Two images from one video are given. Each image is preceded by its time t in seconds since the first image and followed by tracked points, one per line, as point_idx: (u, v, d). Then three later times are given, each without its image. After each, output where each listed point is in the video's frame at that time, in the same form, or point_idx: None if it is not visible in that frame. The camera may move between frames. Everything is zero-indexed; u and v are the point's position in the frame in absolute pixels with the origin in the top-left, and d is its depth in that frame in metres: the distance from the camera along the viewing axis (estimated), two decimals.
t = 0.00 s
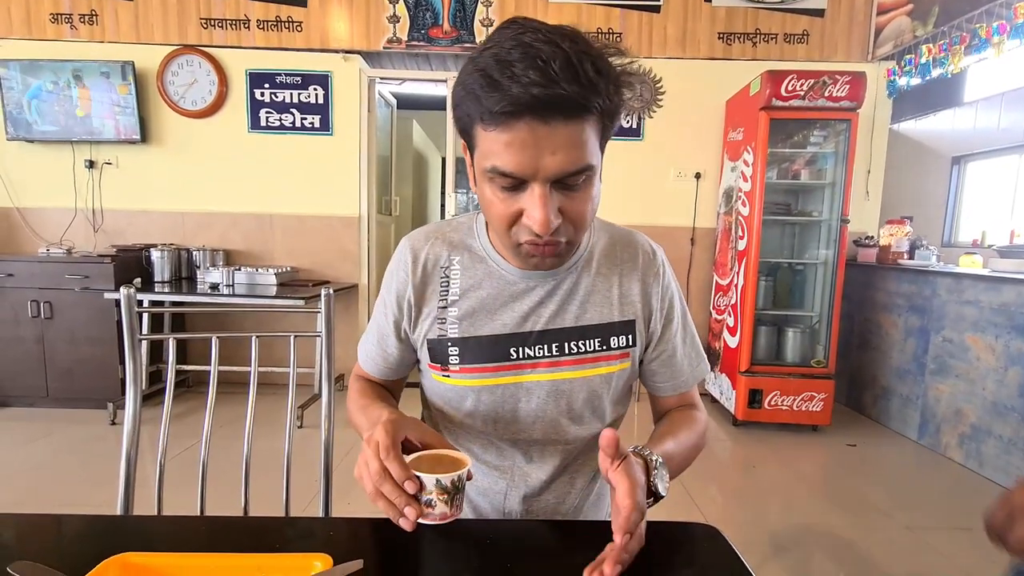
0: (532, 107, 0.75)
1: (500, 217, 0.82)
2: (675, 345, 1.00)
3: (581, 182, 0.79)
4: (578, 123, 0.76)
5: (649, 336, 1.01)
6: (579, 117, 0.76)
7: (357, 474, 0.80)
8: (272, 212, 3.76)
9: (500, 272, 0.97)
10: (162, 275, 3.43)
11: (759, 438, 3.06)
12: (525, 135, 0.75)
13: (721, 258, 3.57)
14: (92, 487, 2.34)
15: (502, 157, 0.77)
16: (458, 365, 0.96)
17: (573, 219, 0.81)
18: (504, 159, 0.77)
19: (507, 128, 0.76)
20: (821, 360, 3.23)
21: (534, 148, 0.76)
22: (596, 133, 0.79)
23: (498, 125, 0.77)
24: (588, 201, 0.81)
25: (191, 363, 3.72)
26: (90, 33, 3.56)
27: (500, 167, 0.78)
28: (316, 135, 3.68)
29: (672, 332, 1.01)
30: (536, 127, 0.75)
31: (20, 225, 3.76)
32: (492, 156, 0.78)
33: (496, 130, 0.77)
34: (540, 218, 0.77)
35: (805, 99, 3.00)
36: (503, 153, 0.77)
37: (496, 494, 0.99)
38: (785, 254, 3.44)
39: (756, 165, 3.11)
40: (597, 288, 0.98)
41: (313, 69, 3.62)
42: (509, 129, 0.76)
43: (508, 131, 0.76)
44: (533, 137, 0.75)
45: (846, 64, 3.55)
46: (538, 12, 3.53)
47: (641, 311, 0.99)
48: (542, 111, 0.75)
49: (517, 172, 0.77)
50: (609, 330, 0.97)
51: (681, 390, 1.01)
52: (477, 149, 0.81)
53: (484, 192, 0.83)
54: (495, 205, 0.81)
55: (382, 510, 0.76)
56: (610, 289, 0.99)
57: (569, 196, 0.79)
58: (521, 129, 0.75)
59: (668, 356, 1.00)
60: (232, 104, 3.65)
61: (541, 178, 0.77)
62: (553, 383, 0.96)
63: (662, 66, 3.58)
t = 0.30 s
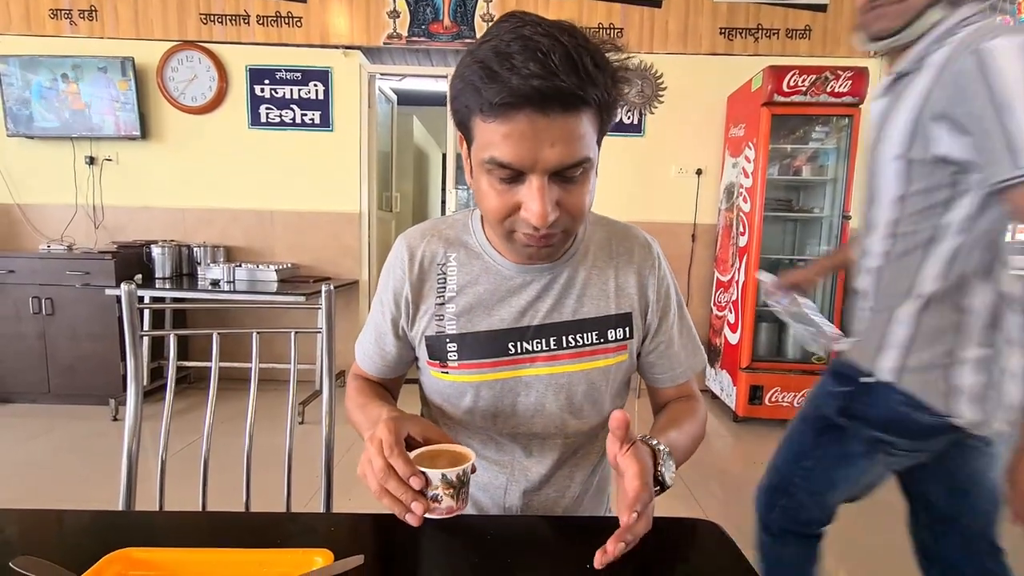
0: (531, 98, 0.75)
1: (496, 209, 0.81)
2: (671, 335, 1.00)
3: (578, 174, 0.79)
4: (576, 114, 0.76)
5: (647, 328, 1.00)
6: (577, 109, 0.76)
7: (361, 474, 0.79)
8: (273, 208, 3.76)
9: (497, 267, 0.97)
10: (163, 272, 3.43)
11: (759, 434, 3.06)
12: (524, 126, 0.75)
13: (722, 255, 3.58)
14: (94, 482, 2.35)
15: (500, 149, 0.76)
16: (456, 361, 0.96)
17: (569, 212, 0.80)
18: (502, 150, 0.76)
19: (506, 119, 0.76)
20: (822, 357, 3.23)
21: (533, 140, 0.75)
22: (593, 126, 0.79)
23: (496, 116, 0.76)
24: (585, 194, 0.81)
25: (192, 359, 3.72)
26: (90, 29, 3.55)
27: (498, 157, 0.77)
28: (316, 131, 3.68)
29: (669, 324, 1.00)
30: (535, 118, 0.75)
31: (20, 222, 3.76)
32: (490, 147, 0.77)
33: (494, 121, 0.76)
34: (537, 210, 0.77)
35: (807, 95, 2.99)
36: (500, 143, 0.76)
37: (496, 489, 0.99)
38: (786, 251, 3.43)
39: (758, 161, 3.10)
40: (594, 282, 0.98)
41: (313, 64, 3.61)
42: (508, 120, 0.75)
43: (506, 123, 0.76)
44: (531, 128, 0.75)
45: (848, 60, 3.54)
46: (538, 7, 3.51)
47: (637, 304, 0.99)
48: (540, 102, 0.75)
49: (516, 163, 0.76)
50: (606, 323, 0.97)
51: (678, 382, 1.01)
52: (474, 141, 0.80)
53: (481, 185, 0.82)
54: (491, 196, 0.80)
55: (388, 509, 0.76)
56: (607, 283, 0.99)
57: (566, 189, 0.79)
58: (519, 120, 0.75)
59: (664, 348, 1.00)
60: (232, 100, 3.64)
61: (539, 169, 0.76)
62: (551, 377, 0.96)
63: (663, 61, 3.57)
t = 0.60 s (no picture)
0: (540, 85, 0.74)
1: (502, 200, 0.80)
2: (672, 332, 1.00)
3: (584, 166, 0.79)
4: (584, 103, 0.76)
5: (648, 325, 1.01)
6: (586, 97, 0.76)
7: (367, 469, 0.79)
8: (274, 205, 3.76)
9: (499, 264, 0.97)
10: (164, 269, 3.44)
11: (760, 431, 3.06)
12: (532, 115, 0.75)
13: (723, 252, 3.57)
14: (97, 479, 2.36)
15: (508, 137, 0.76)
16: (459, 358, 0.96)
17: (575, 204, 0.80)
18: (510, 138, 0.76)
19: (514, 108, 0.75)
20: (823, 354, 3.23)
21: (541, 128, 0.75)
22: (599, 117, 0.79)
23: (504, 105, 0.76)
24: (591, 186, 0.81)
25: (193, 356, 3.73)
26: (90, 25, 3.54)
27: (506, 146, 0.76)
28: (316, 128, 3.67)
29: (670, 321, 1.00)
30: (543, 107, 0.75)
31: (21, 219, 3.76)
32: (497, 136, 0.77)
33: (502, 110, 0.76)
34: (544, 200, 0.76)
35: (811, 91, 3.00)
36: (509, 131, 0.76)
37: (498, 486, 0.99)
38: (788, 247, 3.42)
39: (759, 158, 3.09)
40: (596, 279, 0.98)
41: (313, 61, 3.60)
42: (516, 109, 0.75)
43: (514, 111, 0.75)
44: (539, 117, 0.75)
45: (851, 55, 3.53)
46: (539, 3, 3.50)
47: (639, 300, 0.99)
48: (550, 89, 0.75)
49: (524, 151, 0.76)
50: (608, 320, 0.97)
51: (680, 378, 1.01)
52: (480, 130, 0.80)
53: (487, 177, 0.81)
54: (497, 187, 0.80)
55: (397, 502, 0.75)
56: (609, 279, 0.99)
57: (573, 180, 0.78)
58: (528, 107, 0.75)
59: (666, 345, 1.00)
60: (232, 97, 3.63)
61: (546, 158, 0.76)
62: (553, 374, 0.96)
63: (665, 57, 3.55)
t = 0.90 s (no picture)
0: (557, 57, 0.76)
1: (518, 179, 0.80)
2: (677, 320, 1.00)
3: (596, 142, 0.80)
4: (597, 77, 0.78)
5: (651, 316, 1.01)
6: (598, 72, 0.78)
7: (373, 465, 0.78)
8: (275, 202, 3.76)
9: (502, 260, 0.96)
10: (166, 266, 3.44)
11: (761, 428, 3.07)
12: (549, 87, 0.76)
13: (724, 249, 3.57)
14: (100, 475, 2.36)
15: (525, 109, 0.77)
16: (462, 355, 0.96)
17: (590, 182, 0.80)
18: (527, 111, 0.77)
19: (531, 80, 0.76)
20: (824, 350, 3.22)
21: (557, 100, 0.76)
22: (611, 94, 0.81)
23: (521, 79, 0.77)
24: (602, 165, 0.81)
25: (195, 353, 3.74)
26: (90, 22, 3.54)
27: (523, 120, 0.77)
28: (317, 125, 3.67)
29: (674, 311, 1.00)
30: (559, 79, 0.76)
31: (23, 216, 3.77)
32: (513, 111, 0.78)
33: (519, 84, 0.77)
34: (563, 173, 0.76)
35: (811, 87, 2.97)
36: (525, 106, 0.77)
37: (501, 482, 0.99)
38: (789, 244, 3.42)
39: (761, 154, 3.08)
40: (598, 274, 0.98)
41: (313, 57, 3.59)
42: (533, 81, 0.76)
43: (532, 83, 0.76)
44: (556, 89, 0.76)
45: (853, 51, 3.51)
46: None
47: (641, 294, 0.99)
48: (566, 61, 0.76)
49: (542, 123, 0.77)
50: (610, 315, 0.98)
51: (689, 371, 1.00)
52: (495, 109, 0.81)
53: (501, 156, 0.81)
54: (512, 166, 0.80)
55: (408, 496, 0.75)
56: (611, 274, 0.99)
57: (587, 157, 0.79)
58: (545, 80, 0.76)
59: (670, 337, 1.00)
60: (233, 93, 3.63)
61: (563, 131, 0.77)
62: (556, 369, 0.96)
63: (667, 53, 3.55)
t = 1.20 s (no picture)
0: (565, 28, 0.80)
1: (521, 148, 0.81)
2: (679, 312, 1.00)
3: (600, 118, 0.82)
4: (603, 53, 0.81)
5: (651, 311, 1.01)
6: (604, 48, 0.82)
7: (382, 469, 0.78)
8: (276, 200, 3.76)
9: (501, 257, 0.97)
10: (167, 263, 3.44)
11: (761, 425, 3.07)
12: (557, 54, 0.79)
13: (725, 246, 3.56)
14: (103, 472, 2.37)
15: (533, 75, 0.79)
16: (462, 354, 0.96)
17: (592, 158, 0.81)
18: (535, 77, 0.79)
19: (540, 46, 0.80)
20: (825, 348, 3.22)
21: (564, 68, 0.79)
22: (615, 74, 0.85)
23: (530, 47, 0.80)
24: (605, 145, 0.83)
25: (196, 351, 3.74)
26: (90, 19, 3.53)
27: (530, 88, 0.80)
28: (317, 122, 3.66)
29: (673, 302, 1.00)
30: (567, 48, 0.79)
31: (24, 213, 3.77)
32: (522, 79, 0.80)
33: (528, 51, 0.80)
34: (568, 138, 0.77)
35: (813, 84, 2.96)
36: (533, 73, 0.80)
37: (502, 480, 0.99)
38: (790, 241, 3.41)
39: (762, 151, 3.08)
40: (598, 270, 0.99)
41: (313, 54, 3.59)
42: (542, 49, 0.80)
43: (542, 48, 0.80)
44: (563, 57, 0.79)
45: (855, 47, 3.50)
46: None
47: (641, 291, 0.99)
48: (574, 33, 0.80)
49: (549, 90, 0.79)
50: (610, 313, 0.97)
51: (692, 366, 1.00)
52: (504, 78, 0.83)
53: (506, 126, 0.82)
54: (517, 135, 0.81)
55: (419, 496, 0.75)
56: (610, 271, 0.99)
57: (590, 134, 0.81)
58: (554, 47, 0.79)
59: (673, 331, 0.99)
60: (233, 91, 3.63)
61: (568, 100, 0.79)
62: (556, 367, 0.96)
63: (668, 50, 3.54)
